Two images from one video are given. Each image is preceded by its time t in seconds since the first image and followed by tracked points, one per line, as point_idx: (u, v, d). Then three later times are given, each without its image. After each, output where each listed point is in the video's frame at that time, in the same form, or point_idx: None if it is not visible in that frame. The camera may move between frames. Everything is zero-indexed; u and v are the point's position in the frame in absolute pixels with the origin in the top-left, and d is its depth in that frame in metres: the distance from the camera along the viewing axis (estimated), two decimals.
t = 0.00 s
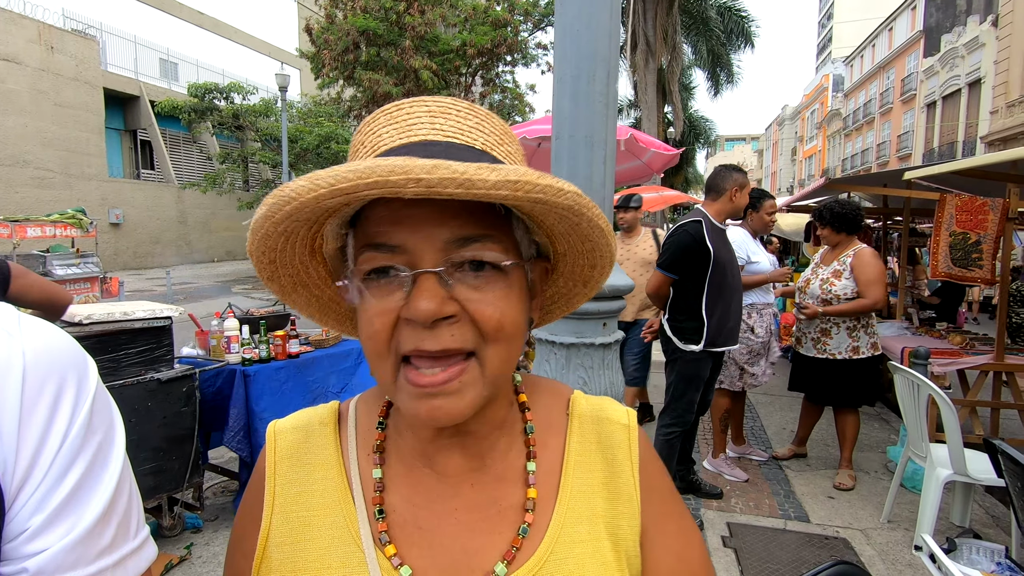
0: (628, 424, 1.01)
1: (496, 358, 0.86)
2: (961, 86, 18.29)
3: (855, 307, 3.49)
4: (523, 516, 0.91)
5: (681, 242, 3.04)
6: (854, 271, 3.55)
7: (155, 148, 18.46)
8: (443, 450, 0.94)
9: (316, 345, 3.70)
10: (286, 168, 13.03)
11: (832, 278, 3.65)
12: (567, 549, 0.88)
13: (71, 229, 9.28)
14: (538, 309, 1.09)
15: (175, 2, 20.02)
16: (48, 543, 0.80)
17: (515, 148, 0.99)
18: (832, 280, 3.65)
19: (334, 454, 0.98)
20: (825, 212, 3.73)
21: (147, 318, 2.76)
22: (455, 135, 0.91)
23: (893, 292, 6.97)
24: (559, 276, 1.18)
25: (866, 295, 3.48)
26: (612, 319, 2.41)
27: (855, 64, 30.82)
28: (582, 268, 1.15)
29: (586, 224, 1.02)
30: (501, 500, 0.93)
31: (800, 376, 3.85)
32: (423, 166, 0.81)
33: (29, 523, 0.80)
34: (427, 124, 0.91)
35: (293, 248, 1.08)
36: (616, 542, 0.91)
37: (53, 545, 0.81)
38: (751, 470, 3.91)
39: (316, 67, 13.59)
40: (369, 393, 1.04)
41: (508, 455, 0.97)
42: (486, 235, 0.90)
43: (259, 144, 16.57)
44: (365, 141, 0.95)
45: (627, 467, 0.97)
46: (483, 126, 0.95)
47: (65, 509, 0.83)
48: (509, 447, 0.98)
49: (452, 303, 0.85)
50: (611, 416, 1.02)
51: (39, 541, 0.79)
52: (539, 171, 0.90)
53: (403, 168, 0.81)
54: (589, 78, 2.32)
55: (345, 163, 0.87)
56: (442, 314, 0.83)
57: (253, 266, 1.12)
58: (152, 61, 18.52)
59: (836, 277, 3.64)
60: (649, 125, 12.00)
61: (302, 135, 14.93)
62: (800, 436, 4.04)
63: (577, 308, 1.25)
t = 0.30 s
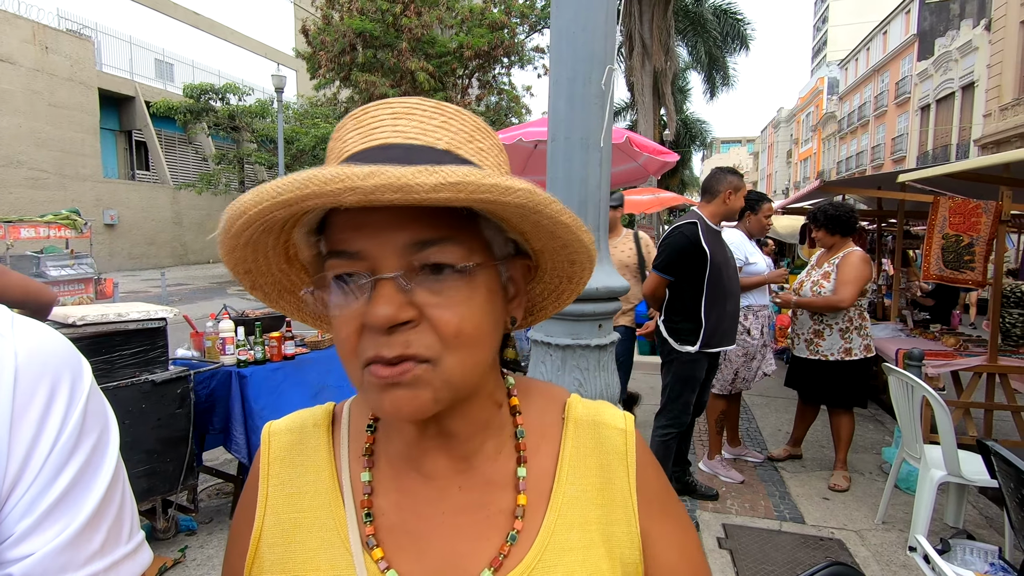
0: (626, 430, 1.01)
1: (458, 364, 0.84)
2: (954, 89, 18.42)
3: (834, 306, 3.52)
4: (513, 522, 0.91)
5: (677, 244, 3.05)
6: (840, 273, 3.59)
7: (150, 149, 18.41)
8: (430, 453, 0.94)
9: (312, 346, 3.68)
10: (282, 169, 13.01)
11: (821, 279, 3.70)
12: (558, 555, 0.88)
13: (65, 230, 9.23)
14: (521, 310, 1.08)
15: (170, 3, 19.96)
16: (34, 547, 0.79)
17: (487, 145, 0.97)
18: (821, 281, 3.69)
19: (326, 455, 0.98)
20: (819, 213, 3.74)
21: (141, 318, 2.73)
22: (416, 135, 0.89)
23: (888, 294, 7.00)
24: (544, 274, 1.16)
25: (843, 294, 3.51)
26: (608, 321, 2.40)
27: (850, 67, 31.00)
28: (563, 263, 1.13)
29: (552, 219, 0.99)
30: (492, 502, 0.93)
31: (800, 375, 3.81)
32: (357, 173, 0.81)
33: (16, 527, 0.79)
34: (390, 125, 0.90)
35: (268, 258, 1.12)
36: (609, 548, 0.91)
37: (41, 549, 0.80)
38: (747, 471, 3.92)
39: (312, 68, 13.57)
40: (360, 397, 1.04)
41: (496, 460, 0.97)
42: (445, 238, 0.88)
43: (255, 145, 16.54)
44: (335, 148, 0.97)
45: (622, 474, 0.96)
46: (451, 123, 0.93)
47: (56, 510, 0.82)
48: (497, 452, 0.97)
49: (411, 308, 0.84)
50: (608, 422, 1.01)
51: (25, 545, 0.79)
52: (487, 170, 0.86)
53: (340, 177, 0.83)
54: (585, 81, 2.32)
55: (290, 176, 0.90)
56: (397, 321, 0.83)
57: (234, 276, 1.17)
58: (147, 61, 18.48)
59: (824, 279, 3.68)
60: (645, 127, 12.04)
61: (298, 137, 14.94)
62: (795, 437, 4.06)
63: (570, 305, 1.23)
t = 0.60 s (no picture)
0: (621, 433, 1.02)
1: (452, 370, 0.85)
2: (949, 93, 18.52)
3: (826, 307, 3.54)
4: (510, 527, 0.91)
5: (670, 245, 3.05)
6: (831, 274, 3.61)
7: (146, 150, 18.37)
8: (423, 458, 0.94)
9: (308, 348, 3.68)
10: (279, 170, 13.03)
11: (813, 281, 3.72)
12: (556, 559, 0.89)
13: (60, 231, 9.18)
14: (515, 312, 1.09)
15: (166, 3, 19.91)
16: (30, 551, 0.79)
17: (479, 149, 0.98)
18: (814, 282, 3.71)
19: (320, 461, 0.98)
20: (811, 217, 3.76)
21: (136, 320, 2.74)
22: (408, 143, 0.90)
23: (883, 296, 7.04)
24: (537, 278, 1.17)
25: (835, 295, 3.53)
26: (603, 323, 2.41)
27: (845, 70, 31.12)
28: (556, 268, 1.13)
29: (541, 225, 0.99)
30: (488, 508, 0.93)
31: (794, 378, 3.84)
32: (347, 188, 0.82)
33: (12, 530, 0.79)
34: (382, 133, 0.91)
35: (262, 265, 1.12)
36: (607, 552, 0.91)
37: (37, 552, 0.80)
38: (742, 472, 3.94)
39: (309, 69, 13.55)
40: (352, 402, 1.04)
41: (493, 465, 0.97)
42: (436, 245, 0.89)
43: (251, 146, 16.52)
44: (327, 155, 0.97)
45: (617, 478, 0.97)
46: (442, 129, 0.94)
47: (55, 511, 0.83)
48: (494, 456, 0.98)
49: (404, 314, 0.85)
50: (603, 425, 1.03)
51: (21, 548, 0.79)
52: (475, 180, 0.87)
53: (330, 192, 0.83)
54: (583, 85, 2.33)
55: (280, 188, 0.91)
56: (390, 329, 0.84)
57: (229, 282, 1.17)
58: (143, 62, 18.46)
59: (816, 280, 3.71)
60: (641, 129, 12.07)
61: (295, 138, 14.93)
62: (791, 438, 4.07)
63: (563, 307, 1.24)
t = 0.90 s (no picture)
0: (612, 434, 1.02)
1: (445, 366, 0.85)
2: (944, 96, 18.60)
3: (825, 307, 3.55)
4: (505, 526, 0.92)
5: (665, 246, 3.06)
6: (828, 275, 3.62)
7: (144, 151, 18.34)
8: (418, 459, 0.95)
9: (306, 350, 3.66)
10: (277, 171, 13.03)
11: (811, 282, 3.73)
12: (549, 559, 0.89)
13: (56, 232, 9.14)
14: (510, 316, 1.09)
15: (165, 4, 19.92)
16: (26, 552, 0.79)
17: (483, 154, 0.98)
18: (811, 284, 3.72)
19: (313, 464, 0.98)
20: (807, 218, 3.78)
21: (132, 322, 2.77)
22: (415, 141, 0.91)
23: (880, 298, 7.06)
24: (534, 284, 1.17)
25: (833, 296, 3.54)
26: (600, 324, 2.41)
27: (842, 73, 31.22)
28: (552, 274, 1.14)
29: (540, 227, 1.00)
30: (481, 509, 0.93)
31: (790, 380, 3.85)
32: (352, 173, 0.82)
33: (7, 533, 0.79)
34: (390, 132, 0.92)
35: (266, 254, 1.12)
36: (599, 552, 0.92)
37: (33, 553, 0.80)
38: (739, 474, 3.94)
39: (307, 71, 13.55)
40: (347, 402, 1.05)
41: (487, 466, 0.97)
42: (437, 239, 0.89)
43: (249, 148, 16.49)
44: (334, 149, 0.98)
45: (607, 478, 0.98)
46: (448, 131, 0.95)
47: (49, 514, 0.83)
48: (488, 456, 0.98)
49: (399, 306, 0.85)
50: (594, 426, 1.03)
51: (16, 550, 0.79)
52: (478, 175, 0.87)
53: (336, 175, 0.83)
54: (585, 85, 2.34)
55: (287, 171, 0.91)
56: (386, 318, 0.83)
57: (232, 272, 1.17)
58: (141, 63, 18.46)
59: (814, 281, 3.71)
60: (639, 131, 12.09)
61: (292, 139, 14.92)
62: (788, 440, 4.08)
63: (560, 315, 1.24)
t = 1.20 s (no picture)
0: (614, 437, 1.02)
1: (442, 370, 0.86)
2: (941, 99, 18.66)
3: (826, 310, 3.55)
4: (504, 528, 0.92)
5: (659, 247, 3.06)
6: (830, 278, 3.62)
7: (142, 151, 18.32)
8: (418, 460, 0.94)
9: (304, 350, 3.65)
10: (275, 173, 13.03)
11: (812, 285, 3.73)
12: (547, 561, 0.89)
13: (53, 233, 9.11)
14: (508, 318, 1.09)
15: (163, 5, 19.91)
16: (29, 556, 0.80)
17: (473, 154, 0.98)
18: (812, 286, 3.72)
19: (316, 464, 0.98)
20: (804, 221, 3.80)
21: (131, 322, 2.77)
22: (400, 145, 0.91)
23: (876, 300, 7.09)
24: (533, 283, 1.17)
25: (836, 299, 3.54)
26: (599, 326, 2.41)
27: (840, 76, 31.32)
28: (550, 271, 1.14)
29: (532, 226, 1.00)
30: (480, 510, 0.93)
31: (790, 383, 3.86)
32: (332, 184, 0.83)
33: (9, 537, 0.79)
34: (376, 136, 0.92)
35: (260, 266, 1.13)
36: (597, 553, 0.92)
37: (36, 558, 0.80)
38: (737, 476, 3.95)
39: (306, 72, 13.54)
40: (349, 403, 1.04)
41: (485, 470, 0.97)
42: (427, 241, 0.90)
43: (247, 148, 16.47)
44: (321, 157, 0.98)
45: (609, 481, 0.98)
46: (435, 133, 0.94)
47: (52, 518, 0.83)
48: (487, 460, 0.98)
49: (391, 312, 0.85)
50: (595, 428, 1.03)
51: (19, 554, 0.79)
52: (459, 176, 0.87)
53: (315, 185, 0.85)
54: (579, 87, 2.34)
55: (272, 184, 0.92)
56: (377, 325, 0.84)
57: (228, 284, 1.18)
58: (139, 63, 18.44)
59: (815, 284, 3.71)
60: (637, 134, 12.11)
61: (291, 140, 14.92)
62: (785, 442, 4.09)
63: (561, 313, 1.24)
